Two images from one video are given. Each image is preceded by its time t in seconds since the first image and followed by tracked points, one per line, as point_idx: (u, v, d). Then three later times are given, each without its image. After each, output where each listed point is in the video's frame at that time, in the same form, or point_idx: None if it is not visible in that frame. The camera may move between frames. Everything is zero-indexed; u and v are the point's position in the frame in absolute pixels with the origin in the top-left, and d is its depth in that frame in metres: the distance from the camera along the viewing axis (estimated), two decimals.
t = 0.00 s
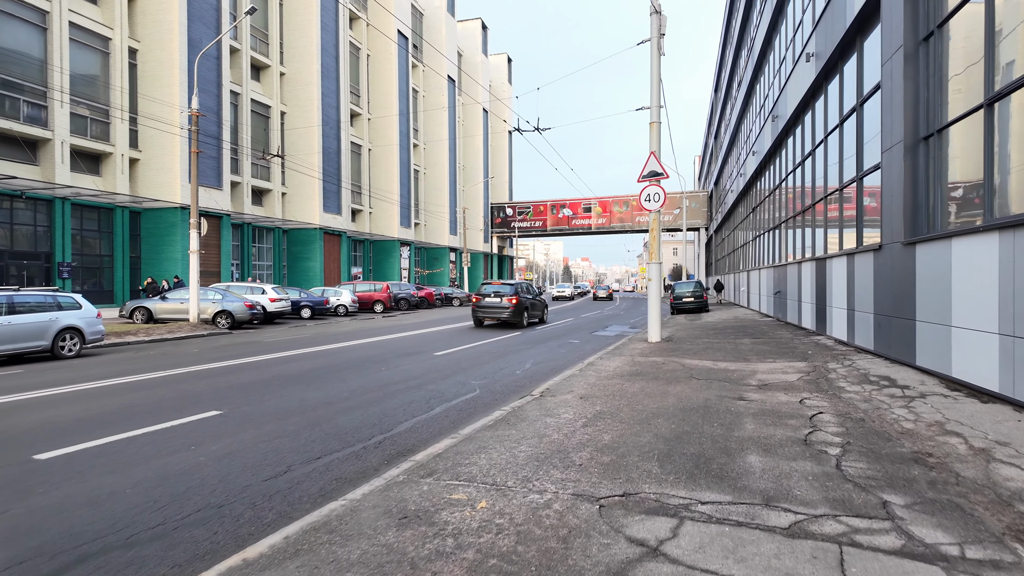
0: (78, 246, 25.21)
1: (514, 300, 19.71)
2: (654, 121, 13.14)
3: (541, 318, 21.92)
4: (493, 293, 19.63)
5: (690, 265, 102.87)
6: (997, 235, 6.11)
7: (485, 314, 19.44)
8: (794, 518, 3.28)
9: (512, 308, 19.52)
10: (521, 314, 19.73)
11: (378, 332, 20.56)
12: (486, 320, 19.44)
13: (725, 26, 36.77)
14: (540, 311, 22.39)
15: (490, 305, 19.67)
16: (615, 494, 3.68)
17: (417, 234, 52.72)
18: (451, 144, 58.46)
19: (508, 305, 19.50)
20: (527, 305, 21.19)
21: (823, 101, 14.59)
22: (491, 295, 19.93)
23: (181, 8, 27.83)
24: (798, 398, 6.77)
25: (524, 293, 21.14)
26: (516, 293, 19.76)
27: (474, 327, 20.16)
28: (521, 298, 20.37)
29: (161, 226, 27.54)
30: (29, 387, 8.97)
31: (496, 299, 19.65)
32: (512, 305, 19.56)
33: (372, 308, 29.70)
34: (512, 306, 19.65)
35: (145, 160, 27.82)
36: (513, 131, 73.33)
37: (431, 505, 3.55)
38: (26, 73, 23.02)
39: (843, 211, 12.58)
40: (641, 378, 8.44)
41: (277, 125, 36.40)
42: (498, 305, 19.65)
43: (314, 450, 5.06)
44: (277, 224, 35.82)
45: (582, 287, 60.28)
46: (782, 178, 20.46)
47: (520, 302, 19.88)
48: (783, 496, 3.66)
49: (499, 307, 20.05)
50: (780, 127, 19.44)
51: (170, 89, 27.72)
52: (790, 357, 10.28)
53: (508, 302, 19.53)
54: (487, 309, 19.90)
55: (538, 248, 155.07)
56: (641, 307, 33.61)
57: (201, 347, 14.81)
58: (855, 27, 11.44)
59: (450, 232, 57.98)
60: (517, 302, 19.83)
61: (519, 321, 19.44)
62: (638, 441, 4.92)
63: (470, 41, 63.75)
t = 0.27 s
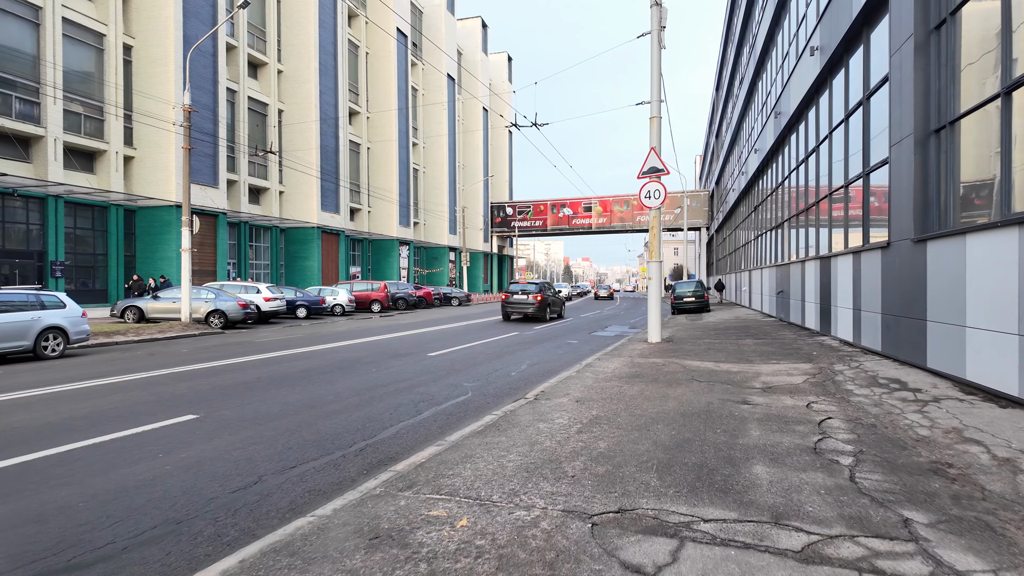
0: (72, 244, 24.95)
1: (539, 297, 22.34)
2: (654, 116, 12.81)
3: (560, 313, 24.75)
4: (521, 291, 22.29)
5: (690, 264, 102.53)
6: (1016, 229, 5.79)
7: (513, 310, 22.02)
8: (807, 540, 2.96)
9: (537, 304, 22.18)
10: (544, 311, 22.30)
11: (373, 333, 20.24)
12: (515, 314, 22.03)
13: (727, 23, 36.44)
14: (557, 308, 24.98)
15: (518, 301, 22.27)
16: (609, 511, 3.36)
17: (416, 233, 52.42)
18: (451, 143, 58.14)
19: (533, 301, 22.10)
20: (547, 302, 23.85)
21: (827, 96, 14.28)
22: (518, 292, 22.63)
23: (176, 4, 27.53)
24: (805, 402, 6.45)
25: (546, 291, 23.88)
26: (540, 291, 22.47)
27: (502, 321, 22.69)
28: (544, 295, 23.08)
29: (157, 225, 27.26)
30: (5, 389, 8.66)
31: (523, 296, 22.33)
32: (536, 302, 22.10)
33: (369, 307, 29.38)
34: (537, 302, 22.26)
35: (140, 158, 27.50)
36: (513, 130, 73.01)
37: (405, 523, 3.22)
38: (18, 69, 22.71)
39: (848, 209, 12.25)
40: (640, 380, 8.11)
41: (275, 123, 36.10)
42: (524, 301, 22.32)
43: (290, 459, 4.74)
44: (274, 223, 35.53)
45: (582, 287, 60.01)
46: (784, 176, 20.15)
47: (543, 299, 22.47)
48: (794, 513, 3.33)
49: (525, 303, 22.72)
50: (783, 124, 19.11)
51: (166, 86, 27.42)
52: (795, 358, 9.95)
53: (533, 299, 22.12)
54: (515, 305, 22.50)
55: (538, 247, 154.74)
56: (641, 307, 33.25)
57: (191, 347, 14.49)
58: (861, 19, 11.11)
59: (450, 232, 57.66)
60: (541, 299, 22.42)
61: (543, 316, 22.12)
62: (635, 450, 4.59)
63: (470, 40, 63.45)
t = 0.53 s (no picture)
0: (64, 244, 24.65)
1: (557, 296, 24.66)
2: (654, 113, 12.51)
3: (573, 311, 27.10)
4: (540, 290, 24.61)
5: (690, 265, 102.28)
6: None
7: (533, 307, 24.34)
8: None
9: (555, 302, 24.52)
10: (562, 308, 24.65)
11: (368, 334, 19.92)
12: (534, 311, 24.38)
13: (727, 22, 36.18)
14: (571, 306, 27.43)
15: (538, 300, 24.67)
16: (599, 539, 3.04)
17: (415, 233, 52.14)
18: (450, 142, 57.86)
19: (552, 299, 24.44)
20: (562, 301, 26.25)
21: (830, 93, 14.00)
22: (537, 292, 25.07)
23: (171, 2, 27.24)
24: (811, 410, 6.13)
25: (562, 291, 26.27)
26: (558, 291, 24.94)
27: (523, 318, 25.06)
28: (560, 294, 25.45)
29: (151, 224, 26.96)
30: None
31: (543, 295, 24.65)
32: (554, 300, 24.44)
33: (366, 308, 29.07)
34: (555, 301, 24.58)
35: (134, 157, 27.22)
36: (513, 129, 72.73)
37: (370, 555, 2.90)
38: (9, 67, 22.44)
39: (852, 209, 11.93)
40: (638, 386, 7.80)
41: (271, 122, 35.81)
42: (543, 300, 24.63)
43: (260, 475, 4.43)
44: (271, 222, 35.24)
45: (582, 287, 59.65)
46: (785, 176, 19.87)
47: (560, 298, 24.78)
48: (803, 541, 3.01)
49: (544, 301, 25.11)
50: (784, 121, 18.79)
51: (160, 84, 27.13)
52: (798, 362, 9.63)
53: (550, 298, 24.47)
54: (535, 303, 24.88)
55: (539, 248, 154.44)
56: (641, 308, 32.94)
57: (181, 349, 14.18)
58: (866, 12, 10.79)
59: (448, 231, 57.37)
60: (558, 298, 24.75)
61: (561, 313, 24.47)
62: (630, 466, 4.27)
63: (469, 39, 63.16)
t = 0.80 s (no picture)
0: (55, 244, 24.33)
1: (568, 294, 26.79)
2: (650, 107, 12.22)
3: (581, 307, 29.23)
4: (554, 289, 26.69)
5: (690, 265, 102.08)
6: None
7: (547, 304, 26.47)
8: None
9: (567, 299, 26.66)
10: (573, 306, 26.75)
11: (361, 334, 19.61)
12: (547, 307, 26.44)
13: (727, 20, 35.87)
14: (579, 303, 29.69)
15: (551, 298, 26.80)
16: (581, 562, 2.73)
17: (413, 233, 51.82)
18: (448, 141, 57.56)
19: (564, 297, 26.54)
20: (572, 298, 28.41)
21: (831, 88, 13.72)
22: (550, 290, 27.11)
23: None
24: (813, 414, 5.83)
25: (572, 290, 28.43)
26: (569, 289, 26.97)
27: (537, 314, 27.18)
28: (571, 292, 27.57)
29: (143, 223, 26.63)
30: None
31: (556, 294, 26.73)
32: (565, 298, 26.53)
33: (361, 308, 28.75)
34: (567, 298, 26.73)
35: (126, 155, 26.90)
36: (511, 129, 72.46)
37: None
38: None
39: (853, 206, 11.64)
40: (633, 387, 7.49)
41: (267, 120, 35.49)
42: (556, 297, 26.68)
43: (222, 487, 4.11)
44: (266, 221, 34.92)
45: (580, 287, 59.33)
46: (784, 174, 19.59)
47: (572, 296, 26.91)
48: (807, 563, 2.71)
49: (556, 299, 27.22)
50: (784, 118, 18.50)
51: (153, 81, 26.81)
52: (799, 362, 9.33)
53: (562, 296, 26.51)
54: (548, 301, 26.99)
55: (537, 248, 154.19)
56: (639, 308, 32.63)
57: (167, 349, 13.86)
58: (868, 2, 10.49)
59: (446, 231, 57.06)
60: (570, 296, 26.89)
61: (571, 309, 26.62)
62: (619, 476, 3.96)
63: (467, 37, 62.88)
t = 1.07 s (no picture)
0: (45, 244, 23.98)
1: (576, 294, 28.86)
2: (647, 103, 11.88)
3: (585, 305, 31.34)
4: (564, 292, 28.77)
5: (689, 265, 101.80)
6: None
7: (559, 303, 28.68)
8: None
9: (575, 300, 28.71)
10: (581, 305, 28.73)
11: (354, 336, 19.28)
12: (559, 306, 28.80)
13: (726, 18, 35.58)
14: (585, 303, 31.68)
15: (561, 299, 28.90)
16: None
17: (410, 233, 51.48)
18: (446, 140, 57.23)
19: (572, 297, 28.59)
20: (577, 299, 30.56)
21: (832, 84, 13.40)
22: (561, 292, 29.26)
23: None
24: (816, 425, 5.51)
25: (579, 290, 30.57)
26: (577, 291, 29.02)
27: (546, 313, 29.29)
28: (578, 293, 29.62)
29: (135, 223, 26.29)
30: None
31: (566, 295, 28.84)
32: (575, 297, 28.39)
33: (357, 309, 28.41)
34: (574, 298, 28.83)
35: (118, 154, 26.56)
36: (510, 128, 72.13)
37: None
38: None
39: (856, 207, 11.29)
40: (628, 394, 7.15)
41: (262, 119, 35.17)
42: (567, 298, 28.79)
43: (176, 509, 3.78)
44: (261, 221, 34.61)
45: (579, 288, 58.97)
46: (784, 173, 19.29)
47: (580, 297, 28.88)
48: None
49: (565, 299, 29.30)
50: (784, 116, 18.16)
51: (145, 79, 26.48)
52: (800, 367, 9.00)
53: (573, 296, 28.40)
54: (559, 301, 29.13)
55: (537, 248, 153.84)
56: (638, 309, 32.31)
57: (152, 352, 13.52)
58: None
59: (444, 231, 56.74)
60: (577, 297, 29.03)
61: (579, 307, 28.66)
62: (608, 497, 3.63)
63: (465, 36, 62.54)
